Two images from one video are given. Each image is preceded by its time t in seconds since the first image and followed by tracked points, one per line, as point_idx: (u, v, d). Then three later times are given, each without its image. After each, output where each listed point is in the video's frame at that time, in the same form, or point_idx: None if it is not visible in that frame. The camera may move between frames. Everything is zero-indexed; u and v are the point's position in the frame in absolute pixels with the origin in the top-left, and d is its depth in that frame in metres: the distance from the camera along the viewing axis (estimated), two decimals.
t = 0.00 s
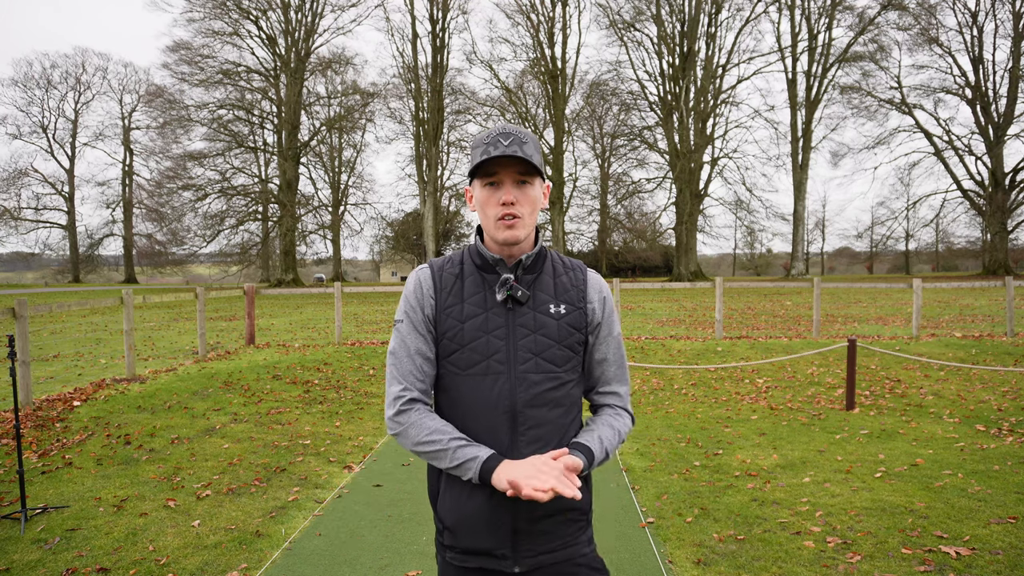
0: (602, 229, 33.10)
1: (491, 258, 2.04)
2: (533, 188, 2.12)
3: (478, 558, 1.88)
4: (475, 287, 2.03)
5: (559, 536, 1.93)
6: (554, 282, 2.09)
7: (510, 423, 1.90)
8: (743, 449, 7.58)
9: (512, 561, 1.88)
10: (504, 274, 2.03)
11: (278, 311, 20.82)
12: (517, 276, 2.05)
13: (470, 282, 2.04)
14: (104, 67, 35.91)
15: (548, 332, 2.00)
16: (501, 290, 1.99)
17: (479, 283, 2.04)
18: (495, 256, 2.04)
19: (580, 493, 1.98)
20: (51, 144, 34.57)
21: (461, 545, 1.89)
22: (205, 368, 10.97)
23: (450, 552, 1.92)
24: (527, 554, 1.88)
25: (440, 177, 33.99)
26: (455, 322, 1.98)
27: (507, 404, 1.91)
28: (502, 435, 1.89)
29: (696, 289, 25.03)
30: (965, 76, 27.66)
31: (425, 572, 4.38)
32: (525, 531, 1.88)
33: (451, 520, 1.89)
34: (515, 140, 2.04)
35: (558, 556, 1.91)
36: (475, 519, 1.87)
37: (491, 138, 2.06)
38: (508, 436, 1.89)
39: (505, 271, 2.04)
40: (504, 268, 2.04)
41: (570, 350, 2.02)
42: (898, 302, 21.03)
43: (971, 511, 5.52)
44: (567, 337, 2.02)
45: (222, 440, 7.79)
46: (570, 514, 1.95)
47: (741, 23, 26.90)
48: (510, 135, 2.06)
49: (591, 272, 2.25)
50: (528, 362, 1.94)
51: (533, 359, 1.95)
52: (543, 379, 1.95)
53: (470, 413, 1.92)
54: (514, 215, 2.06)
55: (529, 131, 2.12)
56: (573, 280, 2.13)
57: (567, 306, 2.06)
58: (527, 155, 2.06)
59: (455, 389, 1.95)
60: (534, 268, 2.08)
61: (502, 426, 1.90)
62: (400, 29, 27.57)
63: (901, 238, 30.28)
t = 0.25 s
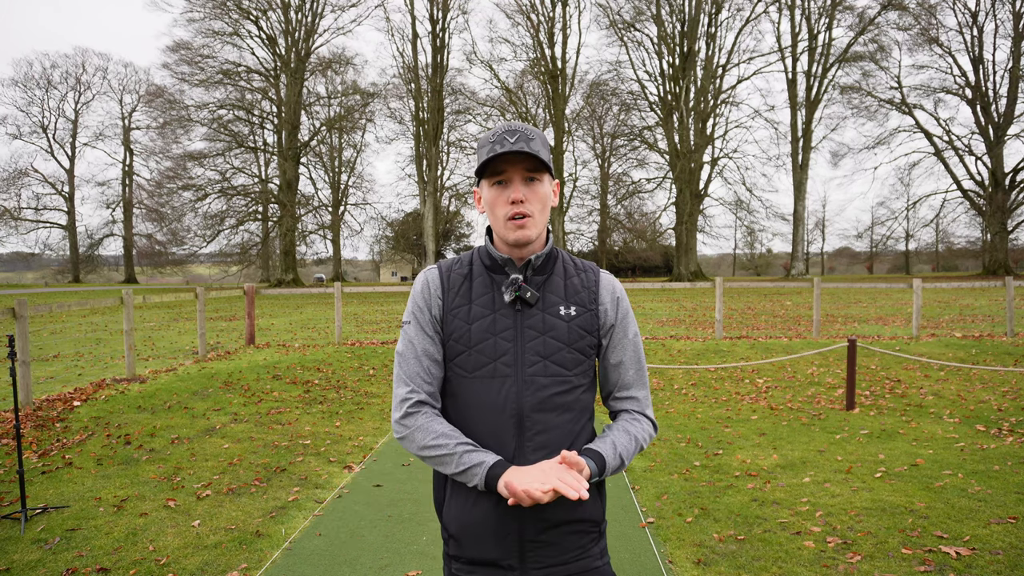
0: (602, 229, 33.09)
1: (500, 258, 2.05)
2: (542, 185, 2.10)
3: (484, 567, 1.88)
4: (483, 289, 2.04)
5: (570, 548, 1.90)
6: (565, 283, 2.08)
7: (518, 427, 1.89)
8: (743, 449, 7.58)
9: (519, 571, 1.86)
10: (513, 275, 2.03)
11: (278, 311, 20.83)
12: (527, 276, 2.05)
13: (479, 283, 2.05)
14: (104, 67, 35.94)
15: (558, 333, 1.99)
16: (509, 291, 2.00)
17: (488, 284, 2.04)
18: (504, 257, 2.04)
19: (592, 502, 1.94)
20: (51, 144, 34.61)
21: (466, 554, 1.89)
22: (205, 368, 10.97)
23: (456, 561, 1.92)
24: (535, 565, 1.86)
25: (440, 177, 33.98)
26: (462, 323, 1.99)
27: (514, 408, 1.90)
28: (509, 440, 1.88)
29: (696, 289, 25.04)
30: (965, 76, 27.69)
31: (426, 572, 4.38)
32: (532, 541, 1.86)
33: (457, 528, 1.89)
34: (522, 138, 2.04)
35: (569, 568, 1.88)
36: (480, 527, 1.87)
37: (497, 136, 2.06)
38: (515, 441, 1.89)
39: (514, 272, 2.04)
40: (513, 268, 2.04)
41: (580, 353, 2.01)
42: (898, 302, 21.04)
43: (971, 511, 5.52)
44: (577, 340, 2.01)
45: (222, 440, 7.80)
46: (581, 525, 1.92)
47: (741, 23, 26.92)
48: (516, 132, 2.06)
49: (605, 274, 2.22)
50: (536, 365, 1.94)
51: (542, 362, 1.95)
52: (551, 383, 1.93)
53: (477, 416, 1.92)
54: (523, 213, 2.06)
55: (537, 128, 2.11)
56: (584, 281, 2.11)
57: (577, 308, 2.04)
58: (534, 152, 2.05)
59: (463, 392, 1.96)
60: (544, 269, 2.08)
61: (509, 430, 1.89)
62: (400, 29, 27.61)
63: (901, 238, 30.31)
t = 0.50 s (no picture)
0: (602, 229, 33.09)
1: (511, 252, 2.04)
2: (554, 182, 2.10)
3: (495, 566, 1.88)
4: (494, 283, 2.05)
5: (584, 548, 1.89)
6: (577, 279, 2.08)
7: (529, 421, 1.89)
8: (743, 449, 7.59)
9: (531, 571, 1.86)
10: (524, 268, 2.03)
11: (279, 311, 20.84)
12: (538, 271, 2.05)
13: (490, 278, 2.06)
14: (104, 67, 35.96)
15: (569, 328, 1.98)
16: (520, 285, 2.00)
17: (499, 279, 2.04)
18: (516, 251, 2.04)
19: (606, 502, 1.93)
20: (51, 144, 34.60)
21: (476, 553, 1.89)
22: (205, 368, 10.98)
23: (466, 561, 1.92)
24: (548, 564, 1.86)
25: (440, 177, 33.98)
26: (472, 317, 2.00)
27: (525, 401, 1.90)
28: (520, 433, 1.88)
29: (696, 289, 25.03)
30: (965, 76, 27.69)
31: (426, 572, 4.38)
32: (544, 539, 1.86)
33: (467, 527, 1.89)
34: (532, 134, 2.03)
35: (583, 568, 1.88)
36: (490, 525, 1.87)
37: (507, 133, 2.05)
38: (526, 435, 1.89)
39: (525, 265, 2.04)
40: (524, 262, 2.04)
41: (592, 348, 2.00)
42: (898, 302, 21.04)
43: (971, 511, 5.52)
44: (590, 335, 2.00)
45: (222, 440, 7.80)
46: (594, 524, 1.91)
47: (741, 23, 26.93)
48: (527, 128, 2.05)
49: (618, 271, 2.22)
50: (547, 358, 1.93)
51: (553, 355, 1.94)
52: (563, 377, 1.93)
53: (487, 411, 1.92)
54: (535, 211, 2.06)
55: (548, 124, 2.10)
56: (597, 277, 2.11)
57: (590, 303, 2.04)
58: (546, 149, 2.04)
59: (473, 386, 1.96)
60: (557, 265, 2.08)
61: (519, 423, 1.89)
62: (399, 29, 27.60)
63: (901, 238, 30.33)
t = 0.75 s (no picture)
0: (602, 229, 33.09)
1: (522, 248, 2.04)
2: (564, 179, 2.10)
3: (507, 568, 1.88)
4: (505, 280, 2.05)
5: (598, 548, 1.89)
6: (590, 275, 2.08)
7: (541, 418, 1.89)
8: (743, 449, 7.59)
9: (545, 571, 1.87)
10: (535, 265, 2.04)
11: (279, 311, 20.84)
12: (550, 267, 2.05)
13: (500, 275, 2.06)
14: (104, 67, 35.97)
15: (582, 324, 1.98)
16: (532, 281, 2.00)
17: (510, 276, 2.05)
18: (527, 247, 2.04)
19: (621, 503, 1.93)
20: (51, 144, 34.58)
21: (488, 554, 1.88)
22: (205, 368, 10.97)
23: (478, 563, 1.92)
24: (561, 565, 1.87)
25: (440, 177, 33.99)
26: (483, 313, 2.00)
27: (538, 398, 1.90)
28: (533, 430, 1.88)
29: (696, 289, 25.03)
30: (965, 76, 27.71)
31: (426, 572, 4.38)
32: (558, 539, 1.86)
33: (479, 527, 1.89)
34: (541, 131, 2.03)
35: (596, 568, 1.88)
36: (503, 526, 1.87)
37: (517, 129, 2.05)
38: (538, 432, 1.89)
39: (537, 261, 2.04)
40: (536, 258, 2.04)
41: (606, 344, 2.00)
42: (898, 302, 21.05)
43: (971, 511, 5.52)
44: (603, 331, 2.00)
45: (222, 440, 7.80)
46: (610, 525, 1.91)
47: (741, 23, 26.93)
48: (536, 124, 2.05)
49: (630, 268, 2.22)
50: (559, 355, 1.93)
51: (565, 351, 1.94)
52: (576, 373, 1.93)
53: (499, 407, 1.92)
54: (545, 208, 2.06)
55: (557, 120, 2.10)
56: (609, 274, 2.11)
57: (603, 299, 2.04)
58: (555, 146, 2.04)
59: (484, 382, 1.96)
60: (568, 261, 2.08)
61: (532, 420, 1.89)
62: (399, 29, 27.61)
63: (901, 238, 30.34)
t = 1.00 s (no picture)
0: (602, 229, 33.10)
1: (534, 248, 2.04)
2: (574, 180, 2.09)
3: (515, 569, 1.88)
4: (516, 280, 2.05)
5: (606, 550, 1.89)
6: (601, 276, 2.08)
7: (552, 420, 1.89)
8: (743, 449, 7.58)
9: (553, 573, 1.87)
10: (546, 265, 2.03)
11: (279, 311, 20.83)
12: (561, 267, 2.05)
13: (511, 275, 2.06)
14: (104, 67, 35.95)
15: (593, 325, 1.98)
16: (543, 281, 2.00)
17: (521, 276, 2.05)
18: (538, 248, 2.04)
19: (630, 507, 1.92)
20: (51, 144, 34.54)
21: (496, 555, 1.89)
22: (205, 368, 10.96)
23: (485, 564, 1.92)
24: (569, 567, 1.87)
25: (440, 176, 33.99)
26: (494, 313, 2.00)
27: (548, 400, 1.90)
28: (543, 432, 1.88)
29: (696, 289, 25.03)
30: (965, 76, 27.70)
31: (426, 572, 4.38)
32: (568, 541, 1.86)
33: (487, 529, 1.89)
34: (551, 132, 2.03)
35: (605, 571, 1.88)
36: (511, 528, 1.87)
37: (526, 131, 2.06)
38: (548, 434, 1.89)
39: (548, 262, 2.04)
40: (547, 258, 2.04)
41: (617, 346, 2.00)
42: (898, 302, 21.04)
43: (971, 511, 5.52)
44: (614, 332, 2.00)
45: (222, 440, 7.80)
46: (619, 529, 1.90)
47: (741, 23, 26.93)
48: (545, 125, 2.05)
49: (641, 269, 2.22)
50: (571, 356, 1.93)
51: (577, 353, 1.94)
52: (587, 375, 1.93)
53: (509, 408, 1.92)
54: (555, 209, 2.05)
55: (567, 121, 2.10)
56: (620, 275, 2.11)
57: (614, 300, 2.04)
58: (564, 147, 2.04)
59: (494, 383, 1.96)
60: (580, 261, 2.08)
61: (543, 422, 1.89)
62: (399, 30, 27.62)
63: (901, 238, 30.34)
